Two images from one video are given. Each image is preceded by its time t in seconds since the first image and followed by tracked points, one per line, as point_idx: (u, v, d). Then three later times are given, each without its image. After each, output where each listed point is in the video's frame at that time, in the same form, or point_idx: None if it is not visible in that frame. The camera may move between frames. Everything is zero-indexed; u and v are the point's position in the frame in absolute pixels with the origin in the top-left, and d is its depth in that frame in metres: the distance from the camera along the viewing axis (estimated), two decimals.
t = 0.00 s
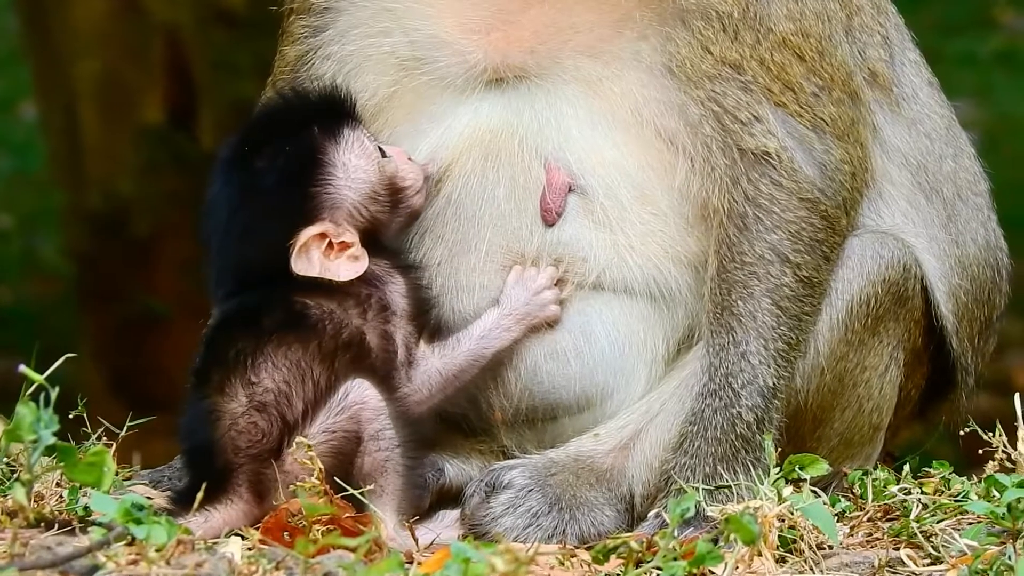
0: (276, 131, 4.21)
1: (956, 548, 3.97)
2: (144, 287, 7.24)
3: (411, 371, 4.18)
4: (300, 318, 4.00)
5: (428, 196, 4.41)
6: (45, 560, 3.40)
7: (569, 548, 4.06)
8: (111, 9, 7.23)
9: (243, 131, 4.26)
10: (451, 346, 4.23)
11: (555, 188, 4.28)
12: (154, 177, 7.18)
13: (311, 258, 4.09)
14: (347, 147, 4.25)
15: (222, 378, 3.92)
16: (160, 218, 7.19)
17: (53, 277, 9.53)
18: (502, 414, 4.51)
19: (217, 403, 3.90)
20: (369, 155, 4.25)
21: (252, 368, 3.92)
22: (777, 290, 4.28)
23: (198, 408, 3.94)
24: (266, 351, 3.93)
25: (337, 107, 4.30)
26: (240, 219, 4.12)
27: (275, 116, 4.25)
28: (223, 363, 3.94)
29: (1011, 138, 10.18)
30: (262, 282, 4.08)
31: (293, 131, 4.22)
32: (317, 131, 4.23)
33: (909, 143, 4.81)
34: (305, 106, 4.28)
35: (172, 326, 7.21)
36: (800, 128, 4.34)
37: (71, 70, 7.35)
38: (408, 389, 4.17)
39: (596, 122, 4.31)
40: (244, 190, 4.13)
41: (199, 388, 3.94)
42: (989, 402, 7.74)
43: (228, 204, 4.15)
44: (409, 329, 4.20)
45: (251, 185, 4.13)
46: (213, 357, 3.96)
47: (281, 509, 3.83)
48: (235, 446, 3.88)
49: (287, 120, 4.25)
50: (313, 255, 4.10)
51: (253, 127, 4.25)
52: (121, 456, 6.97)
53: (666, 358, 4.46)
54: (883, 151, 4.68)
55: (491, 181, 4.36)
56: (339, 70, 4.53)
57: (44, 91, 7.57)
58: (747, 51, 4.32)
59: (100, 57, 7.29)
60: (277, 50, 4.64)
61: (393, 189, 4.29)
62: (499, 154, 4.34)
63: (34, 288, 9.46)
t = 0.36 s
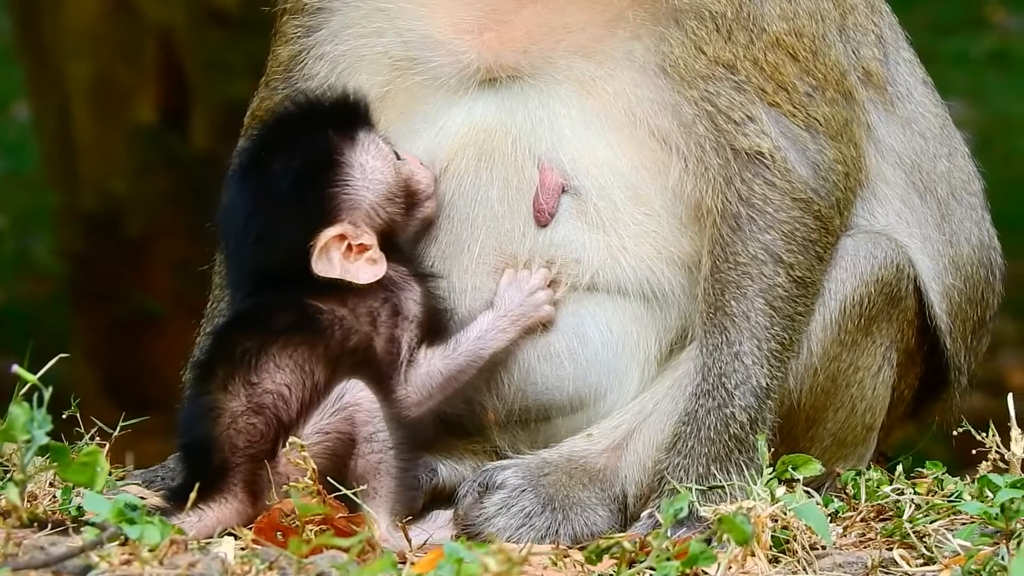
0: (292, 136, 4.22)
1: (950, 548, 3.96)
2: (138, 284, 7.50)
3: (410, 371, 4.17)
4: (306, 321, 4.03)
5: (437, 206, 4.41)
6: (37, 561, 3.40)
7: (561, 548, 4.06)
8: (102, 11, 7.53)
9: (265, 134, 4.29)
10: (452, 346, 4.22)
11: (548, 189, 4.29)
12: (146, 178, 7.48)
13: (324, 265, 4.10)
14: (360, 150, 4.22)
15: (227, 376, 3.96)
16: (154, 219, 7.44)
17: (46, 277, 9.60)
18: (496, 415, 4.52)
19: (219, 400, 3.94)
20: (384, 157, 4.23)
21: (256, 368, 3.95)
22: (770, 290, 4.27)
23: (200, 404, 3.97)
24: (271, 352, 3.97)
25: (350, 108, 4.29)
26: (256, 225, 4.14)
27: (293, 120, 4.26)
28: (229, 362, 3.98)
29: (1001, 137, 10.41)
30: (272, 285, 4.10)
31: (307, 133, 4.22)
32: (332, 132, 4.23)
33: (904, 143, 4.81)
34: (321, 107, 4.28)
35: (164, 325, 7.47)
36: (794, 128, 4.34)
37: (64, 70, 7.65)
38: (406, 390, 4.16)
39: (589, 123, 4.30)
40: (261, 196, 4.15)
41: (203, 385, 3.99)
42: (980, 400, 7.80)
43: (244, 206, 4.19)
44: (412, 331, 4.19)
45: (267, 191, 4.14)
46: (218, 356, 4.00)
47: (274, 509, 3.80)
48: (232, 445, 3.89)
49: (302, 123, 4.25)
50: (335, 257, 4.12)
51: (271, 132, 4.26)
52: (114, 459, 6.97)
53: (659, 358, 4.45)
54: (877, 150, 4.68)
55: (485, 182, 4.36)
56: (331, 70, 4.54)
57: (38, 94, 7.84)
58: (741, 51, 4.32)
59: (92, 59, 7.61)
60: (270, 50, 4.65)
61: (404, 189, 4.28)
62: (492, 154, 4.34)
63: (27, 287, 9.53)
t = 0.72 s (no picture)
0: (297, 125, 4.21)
1: (950, 548, 3.96)
2: (133, 283, 7.53)
3: (404, 360, 4.16)
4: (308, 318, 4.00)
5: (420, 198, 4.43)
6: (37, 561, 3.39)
7: (562, 548, 4.06)
8: (101, 12, 7.55)
9: (260, 122, 4.25)
10: (447, 338, 4.21)
11: (544, 191, 4.30)
12: (147, 178, 7.52)
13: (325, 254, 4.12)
14: (357, 135, 4.23)
15: (224, 381, 3.92)
16: (151, 220, 7.48)
17: (44, 279, 9.62)
18: (493, 416, 4.52)
19: (217, 406, 3.90)
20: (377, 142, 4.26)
21: (255, 373, 3.91)
22: (768, 290, 4.28)
23: (197, 409, 3.92)
24: (269, 357, 3.93)
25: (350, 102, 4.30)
26: (255, 216, 4.11)
27: (296, 108, 4.25)
28: (226, 365, 3.93)
29: (999, 137, 10.41)
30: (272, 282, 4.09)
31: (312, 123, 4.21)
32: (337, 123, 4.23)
33: (901, 143, 4.81)
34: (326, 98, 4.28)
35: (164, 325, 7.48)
36: (790, 127, 4.34)
37: (63, 70, 7.66)
38: (399, 379, 4.15)
39: (586, 123, 4.31)
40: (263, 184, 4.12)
41: (200, 389, 3.94)
42: (980, 399, 7.82)
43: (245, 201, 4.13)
44: (408, 322, 4.18)
45: (270, 183, 4.12)
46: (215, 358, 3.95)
47: (273, 509, 3.79)
48: (232, 452, 3.86)
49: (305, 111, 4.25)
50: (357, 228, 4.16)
51: (272, 119, 4.24)
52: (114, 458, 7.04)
53: (657, 359, 4.45)
54: (874, 150, 4.68)
55: (481, 183, 4.37)
56: (328, 69, 4.55)
57: (36, 96, 7.85)
58: (737, 51, 4.33)
59: (92, 59, 7.62)
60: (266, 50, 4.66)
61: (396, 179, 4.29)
62: (488, 155, 4.35)
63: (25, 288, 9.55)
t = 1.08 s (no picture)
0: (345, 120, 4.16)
1: (951, 546, 3.97)
2: (134, 284, 7.54)
3: (417, 360, 4.14)
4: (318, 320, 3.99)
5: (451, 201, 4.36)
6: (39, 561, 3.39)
7: (563, 547, 4.05)
8: (101, 11, 7.56)
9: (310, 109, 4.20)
10: (464, 342, 4.21)
11: (546, 191, 4.30)
12: (148, 180, 7.53)
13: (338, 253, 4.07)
14: (405, 134, 4.19)
15: (235, 380, 3.93)
16: (152, 220, 7.48)
17: (44, 278, 9.62)
18: (497, 415, 4.52)
19: (224, 404, 3.91)
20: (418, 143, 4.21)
21: (265, 375, 3.93)
22: (771, 289, 4.28)
23: (205, 406, 3.94)
24: (281, 360, 3.95)
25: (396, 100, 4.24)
26: (273, 214, 4.14)
27: (346, 99, 4.20)
28: (237, 365, 3.95)
29: (1000, 137, 10.30)
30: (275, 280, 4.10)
31: (362, 121, 4.16)
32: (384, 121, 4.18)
33: (904, 142, 4.81)
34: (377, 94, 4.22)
35: (164, 325, 7.50)
36: (793, 127, 4.34)
37: (63, 70, 7.66)
38: (411, 380, 4.14)
39: (589, 123, 4.31)
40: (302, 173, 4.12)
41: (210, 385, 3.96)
42: (982, 401, 7.81)
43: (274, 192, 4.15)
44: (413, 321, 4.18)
45: (296, 181, 4.11)
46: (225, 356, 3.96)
47: (277, 509, 3.78)
48: (233, 453, 3.87)
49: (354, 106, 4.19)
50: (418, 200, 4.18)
51: (320, 108, 4.19)
52: (119, 458, 7.06)
53: (658, 359, 4.46)
54: (876, 149, 4.68)
55: (486, 182, 4.35)
56: (331, 69, 4.54)
57: (36, 95, 7.86)
58: (740, 51, 4.33)
59: (93, 59, 7.62)
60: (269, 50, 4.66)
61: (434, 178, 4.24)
62: (491, 155, 4.34)
63: (24, 288, 9.55)
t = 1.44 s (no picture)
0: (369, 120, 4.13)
1: (954, 545, 3.96)
2: (137, 285, 7.53)
3: (435, 347, 4.10)
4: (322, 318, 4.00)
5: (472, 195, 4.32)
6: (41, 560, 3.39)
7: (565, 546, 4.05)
8: (103, 10, 7.55)
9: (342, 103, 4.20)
10: (477, 333, 4.18)
11: (549, 189, 4.30)
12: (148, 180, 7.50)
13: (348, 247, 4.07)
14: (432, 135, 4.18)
15: (263, 358, 3.93)
16: (150, 220, 7.47)
17: (47, 277, 9.63)
18: (500, 414, 4.51)
19: (251, 381, 3.90)
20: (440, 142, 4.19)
21: (296, 356, 3.93)
22: (773, 288, 4.28)
23: (228, 382, 3.92)
24: (313, 343, 3.94)
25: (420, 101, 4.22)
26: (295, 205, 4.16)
27: (376, 99, 4.18)
28: (267, 344, 3.94)
29: (1004, 135, 10.29)
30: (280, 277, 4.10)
31: (389, 121, 4.13)
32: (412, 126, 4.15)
33: (907, 140, 4.81)
34: (407, 98, 4.20)
35: (165, 325, 7.49)
36: (795, 125, 4.34)
37: (66, 70, 7.68)
38: (428, 370, 4.10)
39: (592, 121, 4.30)
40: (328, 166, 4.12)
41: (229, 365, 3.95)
42: (985, 401, 7.82)
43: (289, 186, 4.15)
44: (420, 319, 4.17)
45: (306, 177, 4.13)
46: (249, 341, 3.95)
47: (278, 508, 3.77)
48: (258, 431, 3.87)
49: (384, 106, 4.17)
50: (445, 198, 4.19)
51: (350, 105, 4.17)
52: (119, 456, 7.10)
53: (661, 358, 4.46)
54: (879, 148, 4.68)
55: (490, 181, 4.34)
56: (333, 69, 4.53)
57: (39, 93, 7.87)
58: (742, 50, 4.33)
59: (95, 58, 7.63)
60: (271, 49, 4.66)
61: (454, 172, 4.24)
62: (495, 152, 4.33)
63: (27, 287, 9.56)
